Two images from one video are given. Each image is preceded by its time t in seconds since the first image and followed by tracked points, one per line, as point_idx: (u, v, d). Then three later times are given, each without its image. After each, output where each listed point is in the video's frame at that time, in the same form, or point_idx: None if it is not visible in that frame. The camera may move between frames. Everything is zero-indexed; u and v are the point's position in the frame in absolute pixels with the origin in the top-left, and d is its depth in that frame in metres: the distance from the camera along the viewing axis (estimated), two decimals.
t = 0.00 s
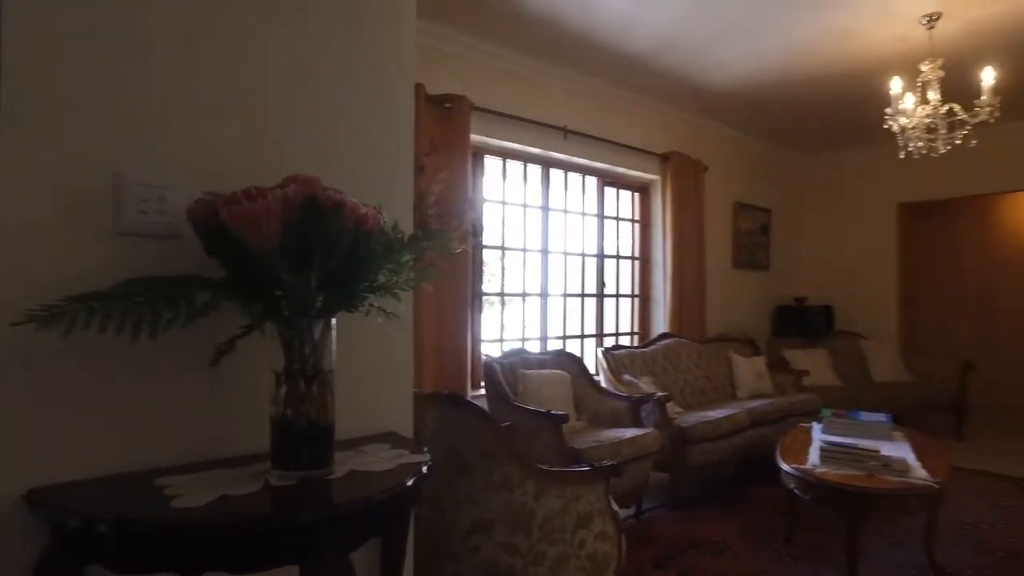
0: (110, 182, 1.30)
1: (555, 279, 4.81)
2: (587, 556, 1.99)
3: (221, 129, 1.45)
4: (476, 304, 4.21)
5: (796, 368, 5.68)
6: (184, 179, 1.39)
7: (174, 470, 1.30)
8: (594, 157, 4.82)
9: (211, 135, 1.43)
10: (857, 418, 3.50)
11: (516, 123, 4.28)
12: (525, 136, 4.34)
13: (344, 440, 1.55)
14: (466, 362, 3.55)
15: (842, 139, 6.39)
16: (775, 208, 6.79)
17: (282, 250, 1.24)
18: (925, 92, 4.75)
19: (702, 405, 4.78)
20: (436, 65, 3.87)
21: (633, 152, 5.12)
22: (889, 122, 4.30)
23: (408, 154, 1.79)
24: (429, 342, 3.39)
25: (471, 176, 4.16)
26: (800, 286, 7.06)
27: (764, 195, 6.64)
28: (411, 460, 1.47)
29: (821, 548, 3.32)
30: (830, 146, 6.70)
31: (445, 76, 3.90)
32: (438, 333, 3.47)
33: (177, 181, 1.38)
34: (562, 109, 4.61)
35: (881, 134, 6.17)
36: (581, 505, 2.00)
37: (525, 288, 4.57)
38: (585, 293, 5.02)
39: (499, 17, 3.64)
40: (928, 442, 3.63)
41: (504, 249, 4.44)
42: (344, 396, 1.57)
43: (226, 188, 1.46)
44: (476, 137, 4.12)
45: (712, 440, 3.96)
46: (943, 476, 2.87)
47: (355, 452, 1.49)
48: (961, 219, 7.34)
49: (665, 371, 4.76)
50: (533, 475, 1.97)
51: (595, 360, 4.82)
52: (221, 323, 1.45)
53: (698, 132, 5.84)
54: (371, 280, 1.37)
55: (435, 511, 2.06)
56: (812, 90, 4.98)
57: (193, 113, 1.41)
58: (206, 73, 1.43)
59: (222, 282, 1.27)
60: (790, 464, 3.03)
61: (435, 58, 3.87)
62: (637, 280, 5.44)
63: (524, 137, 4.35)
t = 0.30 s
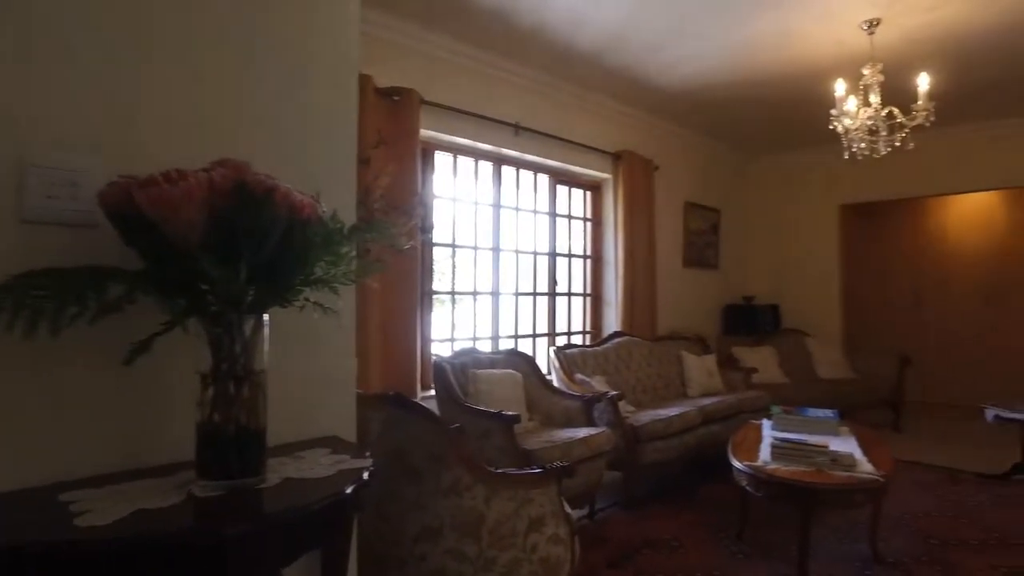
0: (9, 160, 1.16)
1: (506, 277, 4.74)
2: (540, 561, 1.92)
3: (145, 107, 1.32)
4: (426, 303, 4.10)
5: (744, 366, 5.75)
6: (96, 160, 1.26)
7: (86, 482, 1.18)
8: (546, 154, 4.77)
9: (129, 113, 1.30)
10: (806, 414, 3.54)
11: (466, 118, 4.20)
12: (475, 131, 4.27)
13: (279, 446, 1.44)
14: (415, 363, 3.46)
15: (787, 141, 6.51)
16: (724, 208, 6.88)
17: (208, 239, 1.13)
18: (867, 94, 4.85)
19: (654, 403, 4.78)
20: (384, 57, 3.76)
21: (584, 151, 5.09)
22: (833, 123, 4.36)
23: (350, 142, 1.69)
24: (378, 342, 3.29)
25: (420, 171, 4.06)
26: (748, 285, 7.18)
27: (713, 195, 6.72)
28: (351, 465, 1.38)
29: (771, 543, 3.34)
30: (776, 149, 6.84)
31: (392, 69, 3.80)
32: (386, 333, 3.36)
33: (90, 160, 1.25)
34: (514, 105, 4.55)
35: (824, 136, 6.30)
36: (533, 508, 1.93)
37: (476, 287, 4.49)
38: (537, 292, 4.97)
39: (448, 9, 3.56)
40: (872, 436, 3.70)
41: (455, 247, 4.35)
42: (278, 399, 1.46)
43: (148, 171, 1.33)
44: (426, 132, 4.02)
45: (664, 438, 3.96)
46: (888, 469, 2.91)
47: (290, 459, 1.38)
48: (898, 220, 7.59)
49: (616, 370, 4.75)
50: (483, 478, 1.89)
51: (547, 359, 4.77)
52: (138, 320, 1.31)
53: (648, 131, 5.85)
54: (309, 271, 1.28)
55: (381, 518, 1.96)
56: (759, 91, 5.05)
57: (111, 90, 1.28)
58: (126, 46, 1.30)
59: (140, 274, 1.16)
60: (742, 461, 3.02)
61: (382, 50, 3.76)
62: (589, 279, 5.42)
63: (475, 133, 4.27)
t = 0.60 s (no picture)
0: None
1: (464, 277, 4.61)
2: None
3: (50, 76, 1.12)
4: (380, 304, 3.95)
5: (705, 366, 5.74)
6: None
7: None
8: (504, 152, 4.67)
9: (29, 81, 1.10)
10: (767, 415, 3.50)
11: (422, 113, 4.07)
12: (432, 126, 4.13)
13: (196, 464, 1.29)
14: (366, 366, 3.31)
15: (747, 142, 6.53)
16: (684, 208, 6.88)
17: (107, 231, 0.98)
18: (824, 95, 4.87)
19: (614, 405, 4.71)
20: (336, 47, 3.60)
21: (544, 148, 5.00)
22: (792, 123, 4.36)
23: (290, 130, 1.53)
24: (328, 345, 3.13)
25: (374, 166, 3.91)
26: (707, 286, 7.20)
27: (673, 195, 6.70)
28: (281, 484, 1.24)
29: (732, 547, 3.29)
30: (735, 150, 6.87)
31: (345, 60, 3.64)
32: (337, 335, 3.20)
33: None
34: (472, 100, 4.43)
35: (782, 138, 6.34)
36: (486, 522, 1.82)
37: (432, 287, 4.36)
38: (496, 293, 4.86)
39: None
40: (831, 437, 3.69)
41: (410, 246, 4.20)
42: (199, 411, 1.32)
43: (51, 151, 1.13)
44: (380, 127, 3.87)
45: (625, 441, 3.89)
46: (850, 472, 2.88)
47: (213, 478, 1.24)
48: (853, 221, 7.70)
49: (576, 371, 4.67)
50: (433, 491, 1.77)
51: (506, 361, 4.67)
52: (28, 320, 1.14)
53: (608, 130, 5.80)
54: (231, 269, 1.13)
55: (323, 536, 1.82)
56: (720, 91, 5.03)
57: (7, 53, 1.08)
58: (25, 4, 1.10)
59: (27, 271, 1.00)
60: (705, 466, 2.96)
61: (334, 41, 3.60)
62: (549, 279, 5.33)
63: (431, 129, 4.13)
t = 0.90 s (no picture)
0: None
1: (418, 276, 4.45)
2: None
3: None
4: (327, 304, 3.77)
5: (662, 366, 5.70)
6: None
7: None
8: (460, 147, 4.52)
9: None
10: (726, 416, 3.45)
11: (373, 105, 3.90)
12: (384, 119, 3.96)
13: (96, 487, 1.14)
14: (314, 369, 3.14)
15: (704, 142, 6.53)
16: (641, 208, 6.85)
17: None
18: (780, 94, 4.86)
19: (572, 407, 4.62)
20: (282, 33, 3.41)
21: (501, 144, 4.88)
22: (749, 122, 4.32)
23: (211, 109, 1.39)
24: (272, 347, 2.95)
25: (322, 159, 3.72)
26: (664, 285, 7.18)
27: (630, 194, 6.66)
28: (198, 507, 1.08)
29: (691, 551, 3.23)
30: (692, 150, 6.87)
31: (291, 46, 3.45)
32: (282, 337, 3.02)
33: None
34: (426, 92, 4.28)
35: (738, 138, 6.36)
36: (436, 538, 1.69)
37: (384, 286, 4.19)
38: (451, 293, 4.71)
39: None
40: (789, 436, 3.66)
41: (361, 243, 4.02)
42: (96, 425, 1.16)
43: None
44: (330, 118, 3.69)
45: (583, 444, 3.79)
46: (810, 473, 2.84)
47: (119, 504, 1.07)
48: (806, 222, 7.81)
49: (533, 372, 4.56)
50: (379, 505, 1.62)
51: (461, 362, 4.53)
52: None
53: (565, 127, 5.71)
54: (135, 263, 0.97)
55: (256, 558, 1.67)
56: (678, 89, 4.98)
57: None
58: None
59: None
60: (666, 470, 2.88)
61: (280, 26, 3.41)
62: (505, 278, 5.22)
63: (383, 121, 3.96)
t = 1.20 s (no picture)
0: None
1: (373, 275, 4.29)
2: None
3: None
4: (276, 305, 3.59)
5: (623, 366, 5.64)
6: None
7: None
8: (417, 142, 4.38)
9: None
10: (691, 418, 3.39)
11: (326, 95, 3.73)
12: (337, 111, 3.79)
13: None
14: (263, 373, 2.95)
15: (663, 142, 6.52)
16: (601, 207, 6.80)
17: None
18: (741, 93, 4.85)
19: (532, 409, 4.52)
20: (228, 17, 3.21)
21: (459, 140, 4.75)
22: (712, 119, 4.29)
23: (127, 86, 1.24)
24: (217, 349, 2.76)
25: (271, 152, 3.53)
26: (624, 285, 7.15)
27: (590, 194, 6.60)
28: (108, 539, 0.92)
29: (656, 556, 3.15)
30: (651, 150, 6.85)
31: (239, 31, 3.26)
32: (227, 339, 2.83)
33: None
34: (382, 85, 4.12)
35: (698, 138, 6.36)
36: (390, 555, 1.56)
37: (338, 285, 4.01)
38: (408, 292, 4.56)
39: None
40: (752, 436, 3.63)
41: (314, 240, 3.84)
42: None
43: None
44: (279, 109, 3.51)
45: (544, 447, 3.69)
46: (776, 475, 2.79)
47: (12, 539, 0.91)
48: (762, 222, 7.88)
49: (493, 374, 4.44)
50: (328, 522, 1.48)
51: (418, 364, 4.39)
52: None
53: (525, 125, 5.61)
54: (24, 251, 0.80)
55: None
56: (639, 87, 4.93)
57: None
58: None
59: None
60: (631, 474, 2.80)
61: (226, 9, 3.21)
62: (464, 277, 5.09)
63: (337, 113, 3.79)
